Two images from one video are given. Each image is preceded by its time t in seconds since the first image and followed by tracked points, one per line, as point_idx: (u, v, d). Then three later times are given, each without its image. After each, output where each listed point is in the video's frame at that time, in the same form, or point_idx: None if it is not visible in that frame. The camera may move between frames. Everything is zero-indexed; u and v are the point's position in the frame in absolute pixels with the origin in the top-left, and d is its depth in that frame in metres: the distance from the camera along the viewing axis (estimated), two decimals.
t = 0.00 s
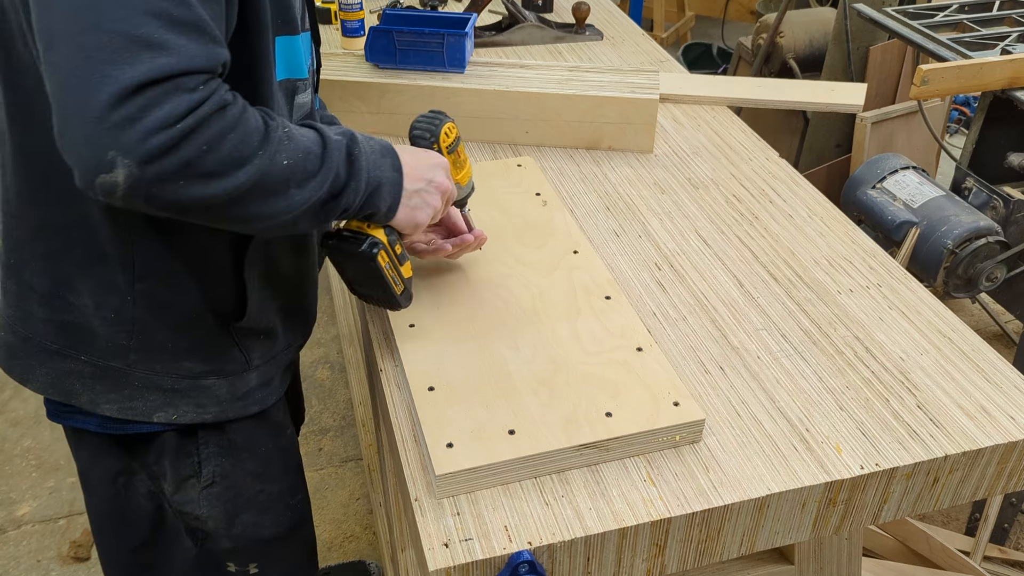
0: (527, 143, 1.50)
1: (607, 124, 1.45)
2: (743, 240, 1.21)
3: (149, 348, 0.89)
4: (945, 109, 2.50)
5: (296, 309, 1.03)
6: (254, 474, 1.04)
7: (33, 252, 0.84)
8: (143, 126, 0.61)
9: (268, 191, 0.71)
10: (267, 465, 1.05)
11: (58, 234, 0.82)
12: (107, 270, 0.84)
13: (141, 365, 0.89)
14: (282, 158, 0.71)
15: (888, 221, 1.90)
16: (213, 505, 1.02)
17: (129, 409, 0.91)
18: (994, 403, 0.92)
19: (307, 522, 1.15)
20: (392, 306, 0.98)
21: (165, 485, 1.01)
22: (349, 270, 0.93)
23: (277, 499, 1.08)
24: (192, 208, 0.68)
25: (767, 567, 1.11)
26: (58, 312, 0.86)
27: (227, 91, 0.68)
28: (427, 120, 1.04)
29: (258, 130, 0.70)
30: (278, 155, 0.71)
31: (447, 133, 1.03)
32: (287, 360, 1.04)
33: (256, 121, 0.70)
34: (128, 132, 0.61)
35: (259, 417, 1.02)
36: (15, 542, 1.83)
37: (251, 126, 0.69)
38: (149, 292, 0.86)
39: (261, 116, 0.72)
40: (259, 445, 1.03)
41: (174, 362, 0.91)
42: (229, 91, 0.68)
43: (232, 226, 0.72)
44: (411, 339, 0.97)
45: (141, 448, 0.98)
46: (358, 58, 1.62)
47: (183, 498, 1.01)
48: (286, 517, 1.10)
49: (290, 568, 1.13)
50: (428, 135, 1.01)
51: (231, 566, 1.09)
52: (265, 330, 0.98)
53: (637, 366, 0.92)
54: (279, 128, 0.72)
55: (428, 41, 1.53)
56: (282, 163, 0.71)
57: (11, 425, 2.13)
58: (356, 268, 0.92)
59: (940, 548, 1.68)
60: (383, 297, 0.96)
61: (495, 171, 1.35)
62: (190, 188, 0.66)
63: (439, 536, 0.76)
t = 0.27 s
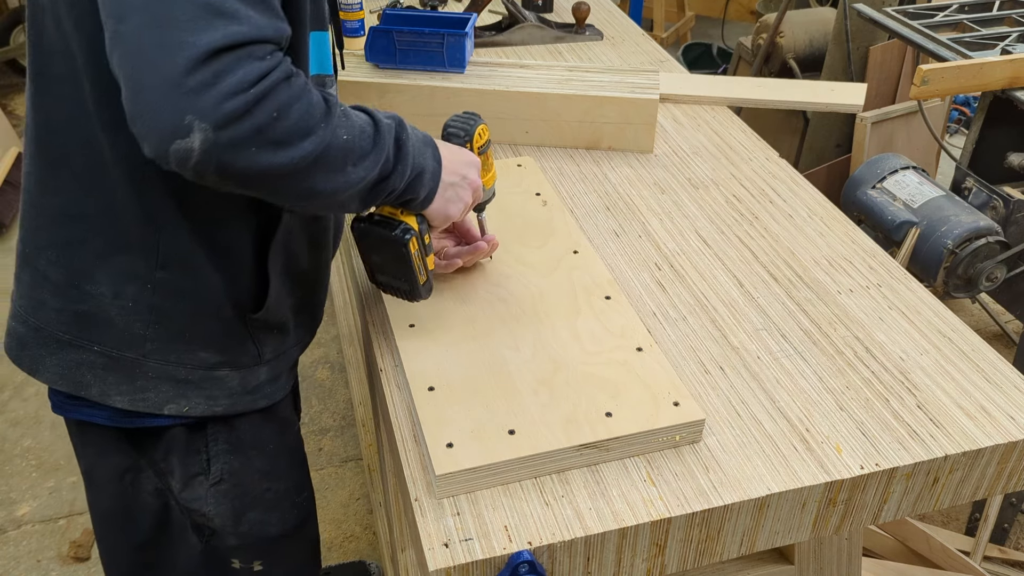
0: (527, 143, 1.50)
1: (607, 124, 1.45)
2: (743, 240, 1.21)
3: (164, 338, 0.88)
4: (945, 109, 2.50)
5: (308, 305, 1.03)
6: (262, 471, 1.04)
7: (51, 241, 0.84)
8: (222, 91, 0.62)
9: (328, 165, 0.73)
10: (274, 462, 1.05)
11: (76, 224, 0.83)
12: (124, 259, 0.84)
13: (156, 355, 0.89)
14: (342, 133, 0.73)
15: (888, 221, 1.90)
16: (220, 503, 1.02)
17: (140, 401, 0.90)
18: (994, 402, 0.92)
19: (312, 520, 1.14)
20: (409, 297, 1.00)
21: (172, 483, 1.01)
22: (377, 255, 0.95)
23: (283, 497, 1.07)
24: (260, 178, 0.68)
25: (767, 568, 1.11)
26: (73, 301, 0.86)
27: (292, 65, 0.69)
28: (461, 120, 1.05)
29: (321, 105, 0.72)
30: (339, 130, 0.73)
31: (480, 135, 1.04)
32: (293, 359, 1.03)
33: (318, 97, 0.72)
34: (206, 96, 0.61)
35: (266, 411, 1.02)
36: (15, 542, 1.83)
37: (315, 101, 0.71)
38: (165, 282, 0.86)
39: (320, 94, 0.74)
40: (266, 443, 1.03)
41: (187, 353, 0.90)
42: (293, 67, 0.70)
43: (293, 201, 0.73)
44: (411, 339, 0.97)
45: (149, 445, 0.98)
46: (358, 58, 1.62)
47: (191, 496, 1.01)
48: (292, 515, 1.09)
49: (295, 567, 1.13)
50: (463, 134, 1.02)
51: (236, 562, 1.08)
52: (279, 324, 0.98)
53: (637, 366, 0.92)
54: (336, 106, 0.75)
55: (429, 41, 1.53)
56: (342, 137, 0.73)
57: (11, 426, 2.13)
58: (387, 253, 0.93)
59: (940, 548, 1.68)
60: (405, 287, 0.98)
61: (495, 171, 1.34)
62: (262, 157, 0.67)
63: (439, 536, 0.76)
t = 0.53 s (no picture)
0: (527, 143, 1.50)
1: (607, 124, 1.45)
2: (743, 240, 1.21)
3: (181, 325, 0.89)
4: (945, 109, 2.50)
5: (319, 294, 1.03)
6: (270, 466, 1.04)
7: (71, 230, 0.85)
8: (278, 43, 0.63)
9: (372, 129, 0.74)
10: (284, 457, 1.05)
11: (95, 212, 0.83)
12: (143, 246, 0.84)
13: (173, 343, 0.89)
14: (385, 99, 0.75)
15: (887, 221, 1.90)
16: (229, 498, 1.02)
17: (156, 388, 0.90)
18: (994, 403, 0.92)
19: (319, 516, 1.15)
20: (420, 282, 1.03)
21: (182, 478, 1.00)
22: (398, 235, 0.98)
23: (290, 493, 1.08)
24: (311, 137, 0.69)
25: (767, 568, 1.11)
26: (91, 289, 0.87)
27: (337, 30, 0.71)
28: (485, 112, 1.08)
29: (365, 70, 0.73)
30: (383, 95, 0.75)
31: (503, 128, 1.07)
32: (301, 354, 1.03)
33: (362, 63, 0.74)
34: (263, 47, 0.63)
35: (275, 406, 1.02)
36: (15, 542, 1.83)
37: (361, 65, 0.73)
38: (184, 268, 0.86)
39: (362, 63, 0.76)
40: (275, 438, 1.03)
41: (204, 340, 0.90)
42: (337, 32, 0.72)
43: (339, 164, 0.74)
44: (411, 339, 0.97)
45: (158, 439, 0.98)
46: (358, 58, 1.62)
47: (200, 491, 1.01)
48: (299, 510, 1.10)
49: (301, 563, 1.13)
50: (485, 125, 1.04)
51: (242, 558, 1.08)
52: (295, 313, 0.98)
53: (637, 366, 0.92)
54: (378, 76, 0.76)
55: (429, 41, 1.54)
56: (385, 102, 0.75)
57: (11, 426, 2.13)
58: (407, 232, 0.97)
59: (940, 548, 1.68)
60: (420, 270, 1.01)
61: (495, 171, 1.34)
62: (315, 113, 0.68)
63: (439, 536, 0.76)
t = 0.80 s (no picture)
0: (527, 143, 1.50)
1: (607, 124, 1.45)
2: (742, 240, 1.21)
3: (210, 312, 0.89)
4: (945, 109, 2.50)
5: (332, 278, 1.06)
6: (276, 463, 1.04)
7: (96, 221, 0.84)
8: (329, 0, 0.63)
9: (406, 101, 0.74)
10: (288, 454, 1.05)
11: (120, 202, 0.83)
12: (171, 234, 0.84)
13: (202, 331, 0.89)
14: (416, 74, 0.75)
15: (888, 221, 1.90)
16: (234, 495, 1.02)
17: (186, 377, 0.90)
18: (994, 403, 0.92)
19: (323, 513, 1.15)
20: (437, 280, 1.04)
21: (187, 474, 1.01)
22: (412, 234, 0.98)
23: (294, 490, 1.07)
24: (353, 100, 0.68)
25: (767, 567, 1.11)
26: (118, 280, 0.86)
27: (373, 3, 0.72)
28: (473, 109, 1.14)
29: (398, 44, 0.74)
30: (414, 70, 0.75)
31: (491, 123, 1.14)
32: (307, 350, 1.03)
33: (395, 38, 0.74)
34: (315, 3, 0.62)
35: (280, 403, 1.02)
36: (15, 542, 1.83)
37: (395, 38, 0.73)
38: (213, 254, 0.86)
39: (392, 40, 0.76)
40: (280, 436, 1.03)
41: (232, 326, 0.91)
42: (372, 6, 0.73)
43: (372, 135, 0.73)
44: (412, 339, 0.97)
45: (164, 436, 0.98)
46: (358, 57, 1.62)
47: (206, 488, 1.01)
48: (303, 508, 1.09)
49: (304, 561, 1.13)
50: (479, 119, 1.11)
51: (246, 555, 1.08)
52: (315, 298, 1.00)
53: (637, 366, 0.92)
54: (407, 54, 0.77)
55: (429, 41, 1.55)
56: (417, 76, 0.75)
57: (11, 426, 2.13)
58: (422, 230, 0.97)
59: (940, 548, 1.68)
60: (438, 267, 1.02)
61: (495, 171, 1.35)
62: (358, 76, 0.67)
63: (439, 536, 0.76)
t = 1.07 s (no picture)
0: (527, 143, 1.50)
1: (607, 124, 1.45)
2: (743, 240, 1.21)
3: (232, 306, 0.89)
4: (945, 109, 2.50)
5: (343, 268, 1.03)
6: (278, 463, 1.04)
7: (117, 216, 0.84)
8: None
9: (418, 94, 0.74)
10: (291, 453, 1.05)
11: (142, 198, 0.83)
12: (193, 228, 0.84)
13: (223, 325, 0.89)
14: (429, 70, 0.76)
15: (887, 221, 1.90)
16: (237, 495, 1.02)
17: (208, 371, 0.90)
18: (994, 402, 0.92)
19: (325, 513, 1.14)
20: (438, 282, 1.01)
21: (190, 474, 1.01)
22: (415, 236, 0.95)
23: (296, 489, 1.07)
24: (367, 86, 0.68)
25: (767, 567, 1.11)
26: (140, 275, 0.86)
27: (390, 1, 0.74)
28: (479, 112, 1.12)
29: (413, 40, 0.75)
30: (427, 66, 0.76)
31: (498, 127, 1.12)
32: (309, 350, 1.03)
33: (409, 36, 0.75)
34: None
35: (282, 403, 1.02)
36: (15, 542, 1.83)
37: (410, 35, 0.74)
38: (235, 248, 0.86)
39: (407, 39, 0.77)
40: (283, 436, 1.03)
41: (253, 319, 0.91)
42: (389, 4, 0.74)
43: (383, 125, 0.72)
44: (411, 339, 0.97)
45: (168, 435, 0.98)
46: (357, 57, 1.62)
47: (209, 487, 1.01)
48: (304, 507, 1.09)
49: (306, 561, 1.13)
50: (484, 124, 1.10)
51: (247, 554, 1.08)
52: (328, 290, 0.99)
53: (637, 366, 0.92)
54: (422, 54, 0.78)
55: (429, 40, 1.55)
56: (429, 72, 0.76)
57: (11, 426, 2.13)
58: (424, 231, 0.94)
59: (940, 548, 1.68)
60: (440, 270, 0.98)
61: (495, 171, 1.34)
62: (374, 63, 0.67)
63: (438, 536, 0.76)
